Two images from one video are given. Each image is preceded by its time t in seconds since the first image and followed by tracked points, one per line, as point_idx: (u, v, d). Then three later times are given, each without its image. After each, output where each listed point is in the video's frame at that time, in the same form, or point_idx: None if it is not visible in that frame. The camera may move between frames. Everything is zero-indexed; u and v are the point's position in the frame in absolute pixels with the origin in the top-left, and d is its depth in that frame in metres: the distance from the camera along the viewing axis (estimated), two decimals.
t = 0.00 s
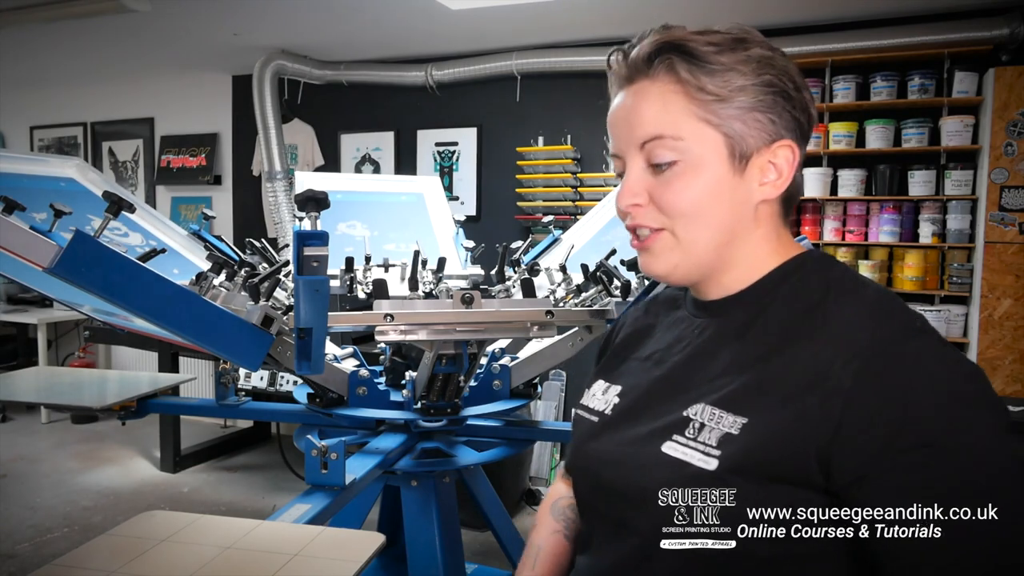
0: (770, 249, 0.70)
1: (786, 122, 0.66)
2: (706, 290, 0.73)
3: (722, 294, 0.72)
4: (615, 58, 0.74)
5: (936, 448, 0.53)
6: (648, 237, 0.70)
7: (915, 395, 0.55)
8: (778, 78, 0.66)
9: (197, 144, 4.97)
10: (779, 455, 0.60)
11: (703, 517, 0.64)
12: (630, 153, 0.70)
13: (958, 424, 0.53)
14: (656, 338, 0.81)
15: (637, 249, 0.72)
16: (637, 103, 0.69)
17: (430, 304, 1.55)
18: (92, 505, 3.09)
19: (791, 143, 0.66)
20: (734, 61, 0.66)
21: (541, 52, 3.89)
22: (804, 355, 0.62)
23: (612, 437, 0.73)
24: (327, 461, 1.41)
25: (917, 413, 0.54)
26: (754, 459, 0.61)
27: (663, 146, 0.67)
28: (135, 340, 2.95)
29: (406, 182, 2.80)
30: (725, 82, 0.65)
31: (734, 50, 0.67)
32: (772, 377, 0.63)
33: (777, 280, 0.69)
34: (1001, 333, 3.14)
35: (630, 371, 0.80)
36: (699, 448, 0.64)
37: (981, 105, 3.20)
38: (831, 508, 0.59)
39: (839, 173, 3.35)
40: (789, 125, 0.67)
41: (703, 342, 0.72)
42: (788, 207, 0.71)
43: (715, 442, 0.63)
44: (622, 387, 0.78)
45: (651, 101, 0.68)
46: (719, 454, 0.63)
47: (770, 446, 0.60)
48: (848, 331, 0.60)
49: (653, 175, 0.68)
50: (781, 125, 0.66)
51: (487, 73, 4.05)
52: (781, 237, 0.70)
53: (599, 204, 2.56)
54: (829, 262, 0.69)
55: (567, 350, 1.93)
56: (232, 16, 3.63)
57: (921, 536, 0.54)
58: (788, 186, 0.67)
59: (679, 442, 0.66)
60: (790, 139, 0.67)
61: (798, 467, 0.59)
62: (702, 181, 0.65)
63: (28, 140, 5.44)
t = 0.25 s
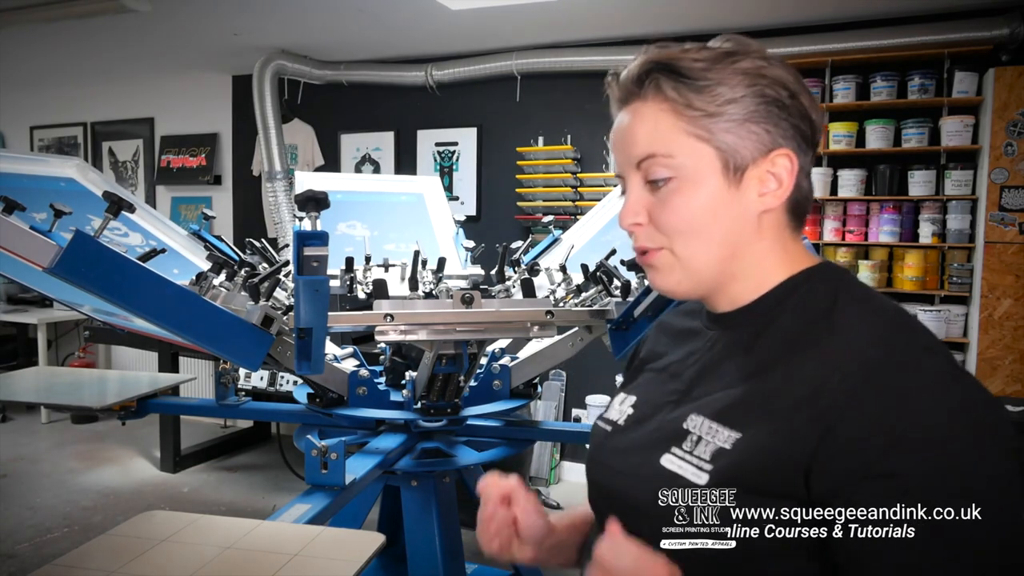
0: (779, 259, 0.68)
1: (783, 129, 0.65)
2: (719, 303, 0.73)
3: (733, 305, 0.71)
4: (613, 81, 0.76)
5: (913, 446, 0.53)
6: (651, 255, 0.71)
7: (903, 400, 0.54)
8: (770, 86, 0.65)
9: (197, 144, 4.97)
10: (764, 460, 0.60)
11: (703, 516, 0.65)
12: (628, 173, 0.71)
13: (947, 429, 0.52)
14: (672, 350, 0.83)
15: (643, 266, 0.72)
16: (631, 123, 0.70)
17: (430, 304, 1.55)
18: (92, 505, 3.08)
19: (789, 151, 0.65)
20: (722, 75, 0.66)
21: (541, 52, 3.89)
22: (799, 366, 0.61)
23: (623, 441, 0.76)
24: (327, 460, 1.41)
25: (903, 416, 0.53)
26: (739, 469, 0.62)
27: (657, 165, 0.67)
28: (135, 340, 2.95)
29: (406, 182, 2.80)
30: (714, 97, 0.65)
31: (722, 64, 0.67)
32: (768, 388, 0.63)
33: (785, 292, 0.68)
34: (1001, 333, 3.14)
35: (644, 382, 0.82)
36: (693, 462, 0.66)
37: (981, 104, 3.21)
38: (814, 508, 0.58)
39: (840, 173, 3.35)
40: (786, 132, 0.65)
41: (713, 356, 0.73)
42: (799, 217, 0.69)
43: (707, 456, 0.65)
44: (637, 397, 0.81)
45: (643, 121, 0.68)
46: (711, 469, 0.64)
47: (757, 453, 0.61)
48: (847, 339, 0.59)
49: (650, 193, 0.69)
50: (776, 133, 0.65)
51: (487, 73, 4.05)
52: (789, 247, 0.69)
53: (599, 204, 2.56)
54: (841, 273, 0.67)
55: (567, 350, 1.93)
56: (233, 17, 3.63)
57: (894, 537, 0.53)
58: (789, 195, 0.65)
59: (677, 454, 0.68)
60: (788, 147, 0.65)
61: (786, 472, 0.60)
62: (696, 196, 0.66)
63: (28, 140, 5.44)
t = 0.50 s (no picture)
0: (774, 259, 0.68)
1: (782, 129, 0.63)
2: (716, 301, 0.72)
3: (730, 304, 0.71)
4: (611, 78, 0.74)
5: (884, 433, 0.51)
6: (648, 255, 0.70)
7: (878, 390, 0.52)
8: (769, 85, 0.64)
9: (197, 144, 4.97)
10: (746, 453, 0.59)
11: (703, 517, 0.60)
12: (623, 173, 0.69)
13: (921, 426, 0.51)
14: (674, 347, 0.84)
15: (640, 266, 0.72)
16: (626, 122, 0.68)
17: (430, 304, 1.55)
18: (91, 505, 3.08)
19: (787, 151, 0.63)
20: (721, 73, 0.64)
21: (541, 52, 3.89)
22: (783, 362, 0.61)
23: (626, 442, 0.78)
24: (327, 460, 1.41)
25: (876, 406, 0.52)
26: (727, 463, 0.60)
27: (652, 165, 0.66)
28: (135, 340, 2.95)
29: (406, 182, 2.80)
30: (711, 95, 0.63)
31: (720, 62, 0.65)
32: (759, 383, 0.61)
33: (779, 292, 0.68)
34: (1000, 333, 3.14)
35: (646, 378, 0.84)
36: (678, 458, 0.64)
37: (980, 104, 3.21)
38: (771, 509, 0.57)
39: (839, 173, 3.35)
40: (785, 131, 0.64)
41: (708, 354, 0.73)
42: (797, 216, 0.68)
43: (692, 452, 0.63)
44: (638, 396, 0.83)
45: (640, 119, 0.67)
46: (693, 464, 0.63)
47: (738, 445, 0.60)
48: (830, 333, 0.58)
49: (645, 193, 0.67)
50: (774, 132, 0.63)
51: (487, 73, 4.05)
52: (787, 246, 0.68)
53: (599, 204, 2.57)
54: (837, 275, 0.66)
55: (567, 350, 1.93)
56: (233, 16, 3.63)
57: (841, 537, 0.51)
58: (787, 196, 0.64)
59: (665, 450, 0.66)
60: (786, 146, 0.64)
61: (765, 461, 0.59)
62: (691, 197, 0.64)
63: (28, 140, 5.45)
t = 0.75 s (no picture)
0: (750, 246, 0.69)
1: (749, 118, 0.64)
2: (695, 290, 0.74)
3: (708, 292, 0.72)
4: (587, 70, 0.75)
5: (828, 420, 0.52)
6: (625, 245, 0.72)
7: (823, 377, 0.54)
8: (734, 75, 0.64)
9: (197, 144, 4.97)
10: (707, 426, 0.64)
11: (704, 516, 0.57)
12: (599, 165, 0.71)
13: (866, 410, 0.52)
14: (665, 338, 0.86)
15: (620, 256, 0.74)
16: (599, 115, 0.70)
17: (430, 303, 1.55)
18: (91, 505, 3.08)
19: (755, 140, 0.64)
20: (688, 65, 0.65)
21: (541, 52, 3.89)
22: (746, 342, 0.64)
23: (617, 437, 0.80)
24: (327, 461, 1.41)
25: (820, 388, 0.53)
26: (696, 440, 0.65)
27: (623, 157, 0.67)
28: (135, 340, 2.95)
29: (406, 182, 2.80)
30: (677, 87, 0.64)
31: (688, 52, 0.65)
32: (719, 361, 0.67)
33: (756, 275, 0.69)
34: (1001, 333, 3.13)
35: (640, 369, 0.86)
36: (652, 442, 0.70)
37: (981, 105, 3.21)
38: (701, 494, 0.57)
39: (840, 173, 3.36)
40: (753, 120, 0.65)
41: (690, 346, 0.75)
42: (773, 201, 0.69)
43: (664, 435, 0.69)
44: (629, 386, 0.85)
45: (610, 114, 0.68)
46: (662, 447, 0.69)
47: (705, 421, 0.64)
48: (785, 315, 0.60)
49: (620, 185, 0.69)
50: (742, 121, 0.64)
51: (487, 73, 4.05)
52: (762, 233, 0.69)
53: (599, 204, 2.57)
54: (811, 257, 0.67)
55: (567, 350, 1.94)
56: (233, 16, 3.62)
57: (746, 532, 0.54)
58: (756, 183, 0.65)
59: (644, 437, 0.72)
60: (754, 134, 0.65)
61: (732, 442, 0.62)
62: (661, 189, 0.66)
63: (28, 140, 5.48)
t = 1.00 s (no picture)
0: (729, 241, 0.69)
1: (720, 116, 0.64)
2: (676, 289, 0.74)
3: (688, 291, 0.72)
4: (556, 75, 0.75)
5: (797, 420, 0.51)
6: (607, 249, 0.73)
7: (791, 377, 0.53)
8: (701, 73, 0.64)
9: (197, 144, 4.97)
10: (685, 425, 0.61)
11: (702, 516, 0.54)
12: (576, 171, 0.72)
13: (834, 409, 0.51)
14: (650, 334, 0.85)
15: (603, 259, 0.75)
16: (573, 121, 0.70)
17: (429, 304, 1.55)
18: (92, 505, 3.09)
19: (727, 137, 0.64)
20: (654, 66, 0.64)
21: (541, 52, 3.89)
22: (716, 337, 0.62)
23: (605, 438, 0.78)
24: (327, 460, 1.42)
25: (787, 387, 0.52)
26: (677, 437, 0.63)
27: (599, 164, 0.68)
28: (135, 340, 2.95)
29: (406, 182, 2.80)
30: (646, 90, 0.64)
31: (654, 54, 0.65)
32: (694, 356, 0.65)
33: (732, 273, 0.68)
34: (1001, 334, 3.13)
35: (628, 367, 0.84)
36: (634, 440, 0.69)
37: (981, 105, 3.21)
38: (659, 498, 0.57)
39: (839, 173, 3.36)
40: (724, 117, 0.64)
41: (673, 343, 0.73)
42: (750, 194, 0.69)
43: (647, 432, 0.68)
44: (622, 384, 0.82)
45: (582, 122, 0.69)
46: (645, 445, 0.68)
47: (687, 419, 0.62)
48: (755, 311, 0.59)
49: (597, 190, 0.70)
50: (714, 118, 0.64)
51: (487, 73, 4.05)
52: (741, 227, 0.69)
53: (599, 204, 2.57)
54: (786, 251, 0.66)
55: (567, 350, 1.93)
56: (232, 16, 3.63)
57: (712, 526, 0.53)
58: (731, 181, 0.65)
59: (627, 435, 0.71)
60: (726, 131, 0.65)
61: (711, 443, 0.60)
62: (638, 193, 0.67)
63: (28, 140, 5.50)
